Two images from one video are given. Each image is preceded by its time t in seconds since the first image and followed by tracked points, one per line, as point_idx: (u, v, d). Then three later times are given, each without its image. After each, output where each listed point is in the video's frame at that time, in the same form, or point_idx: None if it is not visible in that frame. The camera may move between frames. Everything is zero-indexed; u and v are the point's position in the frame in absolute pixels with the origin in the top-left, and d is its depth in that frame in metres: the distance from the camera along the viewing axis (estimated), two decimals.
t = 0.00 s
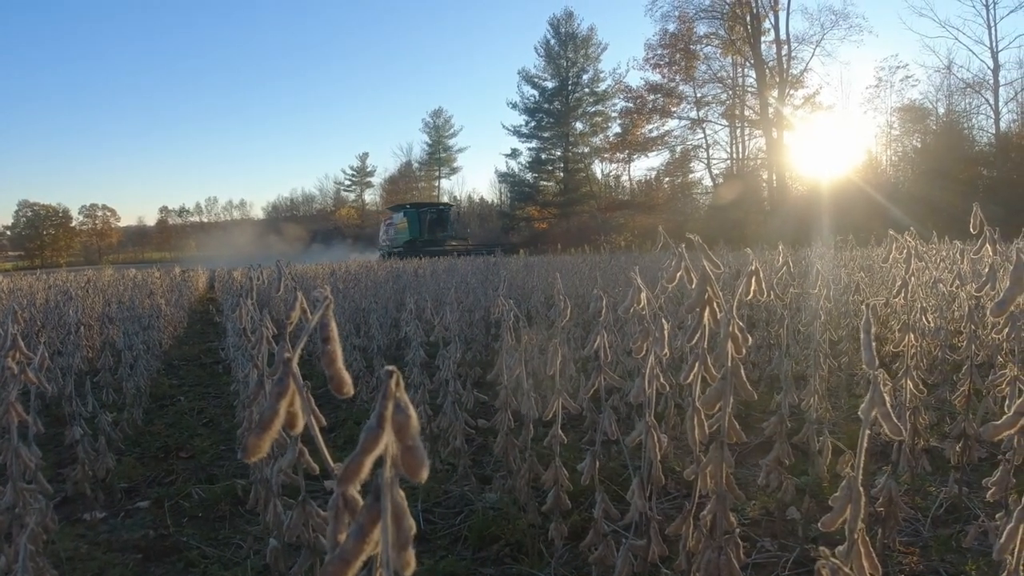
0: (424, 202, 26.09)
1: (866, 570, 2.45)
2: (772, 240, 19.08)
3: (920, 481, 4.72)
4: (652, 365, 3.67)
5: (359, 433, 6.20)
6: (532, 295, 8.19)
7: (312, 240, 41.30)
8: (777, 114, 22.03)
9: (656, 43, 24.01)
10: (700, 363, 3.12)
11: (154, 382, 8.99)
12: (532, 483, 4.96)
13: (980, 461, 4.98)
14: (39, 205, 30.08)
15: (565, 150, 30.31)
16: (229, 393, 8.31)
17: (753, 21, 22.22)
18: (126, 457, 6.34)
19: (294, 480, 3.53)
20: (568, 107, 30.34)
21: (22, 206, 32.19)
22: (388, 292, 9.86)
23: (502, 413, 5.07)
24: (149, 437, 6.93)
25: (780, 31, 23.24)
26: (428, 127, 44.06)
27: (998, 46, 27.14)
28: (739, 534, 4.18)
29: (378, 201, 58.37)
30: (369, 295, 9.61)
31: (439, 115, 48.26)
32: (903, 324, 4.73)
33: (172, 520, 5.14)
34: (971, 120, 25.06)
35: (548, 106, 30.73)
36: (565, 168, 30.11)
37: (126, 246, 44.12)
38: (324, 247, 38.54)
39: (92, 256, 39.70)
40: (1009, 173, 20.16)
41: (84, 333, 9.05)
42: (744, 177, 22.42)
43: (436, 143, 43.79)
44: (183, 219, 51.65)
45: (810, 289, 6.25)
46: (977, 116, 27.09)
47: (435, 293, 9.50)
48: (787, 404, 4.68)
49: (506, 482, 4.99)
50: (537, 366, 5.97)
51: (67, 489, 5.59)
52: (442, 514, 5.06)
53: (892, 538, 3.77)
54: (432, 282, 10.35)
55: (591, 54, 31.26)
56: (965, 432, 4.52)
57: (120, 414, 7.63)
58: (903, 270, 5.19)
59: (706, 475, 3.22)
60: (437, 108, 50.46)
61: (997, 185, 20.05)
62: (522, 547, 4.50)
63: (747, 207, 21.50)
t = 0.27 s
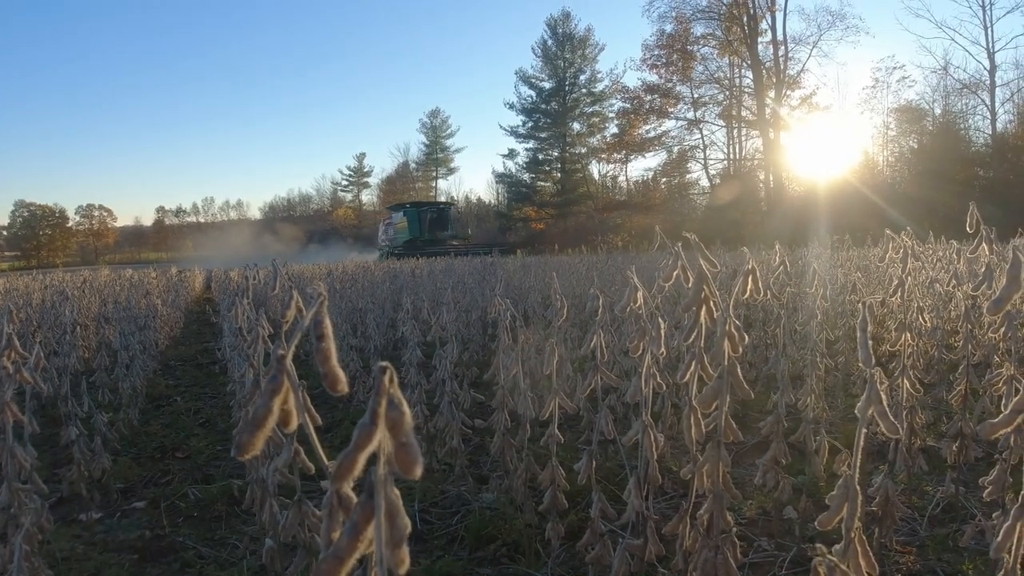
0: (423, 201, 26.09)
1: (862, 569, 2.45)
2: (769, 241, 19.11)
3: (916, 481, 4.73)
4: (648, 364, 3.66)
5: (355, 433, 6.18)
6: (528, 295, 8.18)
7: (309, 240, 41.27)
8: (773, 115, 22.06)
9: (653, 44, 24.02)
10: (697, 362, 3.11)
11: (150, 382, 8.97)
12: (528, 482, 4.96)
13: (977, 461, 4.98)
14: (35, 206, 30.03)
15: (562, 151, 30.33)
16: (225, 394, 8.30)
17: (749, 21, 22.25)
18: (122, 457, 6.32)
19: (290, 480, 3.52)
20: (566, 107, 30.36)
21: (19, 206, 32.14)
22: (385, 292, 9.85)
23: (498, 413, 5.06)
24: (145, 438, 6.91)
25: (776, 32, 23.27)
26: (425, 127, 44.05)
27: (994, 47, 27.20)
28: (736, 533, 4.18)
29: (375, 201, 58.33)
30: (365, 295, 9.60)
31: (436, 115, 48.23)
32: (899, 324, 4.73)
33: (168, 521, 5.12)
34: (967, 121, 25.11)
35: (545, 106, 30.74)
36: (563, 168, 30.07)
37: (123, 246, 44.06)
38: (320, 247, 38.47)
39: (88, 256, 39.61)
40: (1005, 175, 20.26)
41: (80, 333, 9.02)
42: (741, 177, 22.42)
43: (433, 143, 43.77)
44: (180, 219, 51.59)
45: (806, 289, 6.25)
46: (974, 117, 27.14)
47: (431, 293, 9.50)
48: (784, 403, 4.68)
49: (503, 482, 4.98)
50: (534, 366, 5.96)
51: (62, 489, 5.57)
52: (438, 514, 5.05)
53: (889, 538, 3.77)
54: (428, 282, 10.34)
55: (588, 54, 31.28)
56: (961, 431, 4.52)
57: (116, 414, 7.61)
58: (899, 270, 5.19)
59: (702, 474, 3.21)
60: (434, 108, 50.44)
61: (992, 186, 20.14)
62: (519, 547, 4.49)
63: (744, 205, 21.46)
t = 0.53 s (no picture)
0: (422, 200, 25.96)
1: (858, 568, 2.45)
2: (764, 240, 19.13)
3: (910, 480, 4.73)
4: (643, 364, 3.66)
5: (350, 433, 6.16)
6: (523, 296, 8.17)
7: (304, 240, 41.17)
8: (768, 116, 22.10)
9: (648, 44, 24.03)
10: (692, 361, 3.11)
11: (144, 383, 8.92)
12: (523, 482, 4.94)
13: (971, 460, 4.99)
14: (29, 206, 29.88)
15: (557, 151, 30.34)
16: (219, 394, 8.26)
17: (744, 22, 22.28)
18: (115, 458, 6.29)
19: (283, 480, 3.50)
20: (561, 108, 30.37)
21: (12, 206, 32.00)
22: (379, 292, 9.82)
23: (494, 413, 5.05)
24: (139, 438, 6.87)
25: (771, 33, 23.30)
26: (420, 127, 44.01)
27: (988, 48, 27.29)
28: (731, 533, 4.17)
29: (370, 201, 58.23)
30: (360, 295, 9.58)
31: (431, 116, 48.18)
32: (893, 323, 4.74)
33: (162, 521, 5.09)
34: (961, 122, 25.19)
35: (541, 107, 30.74)
36: (558, 168, 30.04)
37: (117, 246, 43.89)
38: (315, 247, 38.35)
39: (82, 256, 39.42)
40: (999, 176, 20.36)
41: (73, 333, 8.97)
42: (736, 178, 22.44)
43: (428, 143, 43.74)
44: (174, 220, 51.42)
45: (800, 289, 6.26)
46: (968, 117, 27.22)
47: (426, 293, 9.48)
48: (779, 403, 4.67)
49: (498, 482, 4.97)
50: (529, 366, 5.95)
51: (56, 490, 5.53)
52: (433, 514, 5.03)
53: (884, 537, 3.77)
54: (423, 282, 10.32)
55: (583, 55, 31.29)
56: (956, 431, 4.52)
57: (109, 415, 7.57)
58: (894, 270, 5.20)
59: (697, 474, 3.21)
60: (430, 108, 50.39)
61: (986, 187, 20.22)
62: (514, 547, 4.48)
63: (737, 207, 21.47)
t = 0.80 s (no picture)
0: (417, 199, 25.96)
1: (849, 567, 2.45)
2: (755, 240, 19.17)
3: (901, 479, 4.75)
4: (634, 364, 3.66)
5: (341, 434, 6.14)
6: (515, 296, 8.17)
7: (296, 240, 41.05)
8: (759, 117, 22.17)
9: (640, 45, 24.07)
10: (683, 361, 3.11)
11: (134, 384, 8.87)
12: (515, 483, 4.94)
13: (961, 459, 5.01)
14: (19, 206, 29.69)
15: (549, 152, 30.38)
16: (210, 395, 8.21)
17: (736, 23, 22.34)
18: (105, 459, 6.24)
19: (274, 482, 3.48)
20: (553, 108, 30.40)
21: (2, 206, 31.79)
22: (371, 293, 9.80)
23: (485, 413, 5.04)
24: (129, 440, 6.82)
25: (762, 34, 23.38)
26: (412, 127, 43.95)
27: (978, 49, 27.44)
28: (723, 532, 4.18)
29: (362, 201, 58.12)
30: (352, 295, 9.55)
31: (423, 116, 48.11)
32: (884, 323, 4.75)
33: (152, 523, 5.04)
34: (951, 123, 25.32)
35: (533, 107, 30.78)
36: (550, 169, 30.18)
37: (107, 246, 43.65)
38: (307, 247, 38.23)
39: (72, 256, 39.18)
40: (988, 178, 20.51)
41: (62, 334, 8.91)
42: (727, 179, 22.50)
43: (420, 144, 43.70)
44: (165, 220, 51.17)
45: (791, 289, 6.27)
46: (957, 118, 27.37)
47: (418, 293, 9.45)
48: (770, 402, 4.68)
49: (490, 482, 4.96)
50: (521, 366, 5.94)
51: (45, 492, 5.48)
52: (425, 514, 5.02)
53: (875, 536, 3.78)
54: (415, 283, 10.30)
55: (575, 55, 31.31)
56: (946, 430, 4.54)
57: (99, 416, 7.52)
58: (884, 270, 5.22)
59: (688, 473, 3.21)
60: (422, 109, 50.33)
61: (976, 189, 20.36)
62: (506, 547, 4.47)
63: (728, 211, 21.55)
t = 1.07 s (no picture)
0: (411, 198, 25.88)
1: (836, 567, 2.45)
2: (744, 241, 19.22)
3: (889, 478, 4.76)
4: (622, 364, 3.65)
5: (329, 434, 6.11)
6: (504, 296, 8.16)
7: (285, 241, 40.88)
8: (748, 118, 22.25)
9: (630, 47, 24.13)
10: (670, 361, 3.11)
11: (121, 386, 8.79)
12: (504, 483, 4.93)
13: (948, 458, 5.04)
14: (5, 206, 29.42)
15: (539, 153, 30.40)
16: (198, 397, 8.15)
17: (725, 26, 22.42)
18: (92, 462, 6.18)
19: (261, 483, 3.46)
20: (543, 110, 30.42)
21: None
22: (360, 294, 9.76)
23: (474, 414, 5.03)
24: (116, 442, 6.76)
25: (751, 36, 23.47)
26: (402, 128, 43.87)
27: (965, 52, 27.62)
28: (711, 532, 4.18)
29: (351, 202, 57.97)
30: (341, 296, 9.51)
31: (413, 117, 48.03)
32: (871, 323, 4.77)
33: (140, 526, 5.00)
34: (938, 125, 25.49)
35: (523, 108, 30.80)
36: (540, 170, 30.24)
37: (94, 247, 43.36)
38: (296, 248, 38.07)
39: (59, 257, 38.87)
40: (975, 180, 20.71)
41: (48, 335, 8.82)
42: (716, 181, 22.57)
43: (410, 145, 43.63)
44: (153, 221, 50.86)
45: (779, 289, 6.30)
46: (945, 121, 27.54)
47: (407, 294, 9.43)
48: (758, 402, 4.69)
49: (479, 483, 4.95)
50: (510, 367, 5.93)
51: (31, 495, 5.42)
52: (413, 516, 5.00)
53: (862, 535, 3.79)
54: (404, 283, 10.27)
55: (565, 57, 31.33)
56: (933, 429, 4.56)
57: (86, 418, 7.45)
58: (871, 270, 5.24)
59: (676, 472, 3.21)
60: (412, 110, 50.23)
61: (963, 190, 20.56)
62: (495, 548, 4.45)
63: (717, 212, 21.56)
